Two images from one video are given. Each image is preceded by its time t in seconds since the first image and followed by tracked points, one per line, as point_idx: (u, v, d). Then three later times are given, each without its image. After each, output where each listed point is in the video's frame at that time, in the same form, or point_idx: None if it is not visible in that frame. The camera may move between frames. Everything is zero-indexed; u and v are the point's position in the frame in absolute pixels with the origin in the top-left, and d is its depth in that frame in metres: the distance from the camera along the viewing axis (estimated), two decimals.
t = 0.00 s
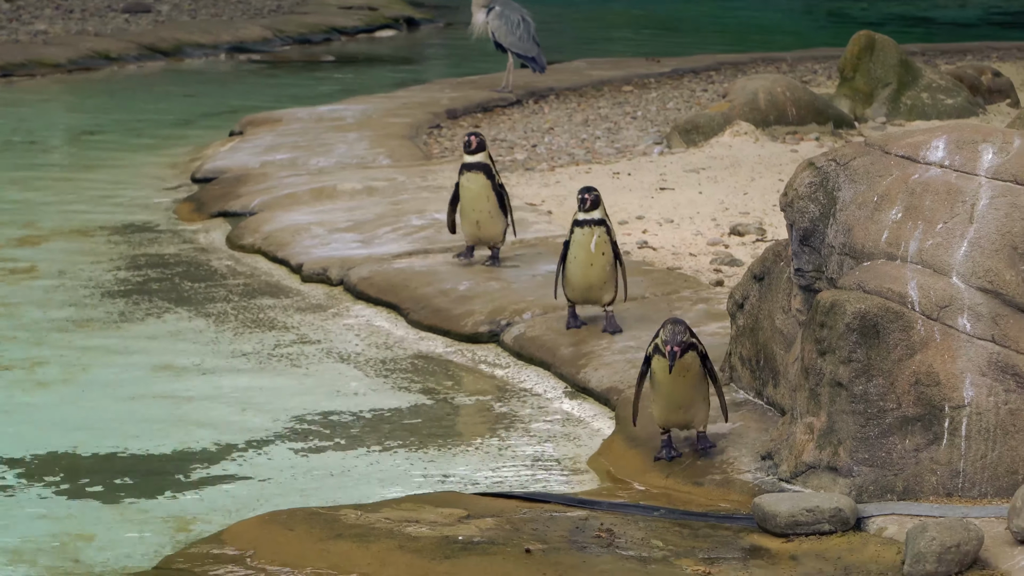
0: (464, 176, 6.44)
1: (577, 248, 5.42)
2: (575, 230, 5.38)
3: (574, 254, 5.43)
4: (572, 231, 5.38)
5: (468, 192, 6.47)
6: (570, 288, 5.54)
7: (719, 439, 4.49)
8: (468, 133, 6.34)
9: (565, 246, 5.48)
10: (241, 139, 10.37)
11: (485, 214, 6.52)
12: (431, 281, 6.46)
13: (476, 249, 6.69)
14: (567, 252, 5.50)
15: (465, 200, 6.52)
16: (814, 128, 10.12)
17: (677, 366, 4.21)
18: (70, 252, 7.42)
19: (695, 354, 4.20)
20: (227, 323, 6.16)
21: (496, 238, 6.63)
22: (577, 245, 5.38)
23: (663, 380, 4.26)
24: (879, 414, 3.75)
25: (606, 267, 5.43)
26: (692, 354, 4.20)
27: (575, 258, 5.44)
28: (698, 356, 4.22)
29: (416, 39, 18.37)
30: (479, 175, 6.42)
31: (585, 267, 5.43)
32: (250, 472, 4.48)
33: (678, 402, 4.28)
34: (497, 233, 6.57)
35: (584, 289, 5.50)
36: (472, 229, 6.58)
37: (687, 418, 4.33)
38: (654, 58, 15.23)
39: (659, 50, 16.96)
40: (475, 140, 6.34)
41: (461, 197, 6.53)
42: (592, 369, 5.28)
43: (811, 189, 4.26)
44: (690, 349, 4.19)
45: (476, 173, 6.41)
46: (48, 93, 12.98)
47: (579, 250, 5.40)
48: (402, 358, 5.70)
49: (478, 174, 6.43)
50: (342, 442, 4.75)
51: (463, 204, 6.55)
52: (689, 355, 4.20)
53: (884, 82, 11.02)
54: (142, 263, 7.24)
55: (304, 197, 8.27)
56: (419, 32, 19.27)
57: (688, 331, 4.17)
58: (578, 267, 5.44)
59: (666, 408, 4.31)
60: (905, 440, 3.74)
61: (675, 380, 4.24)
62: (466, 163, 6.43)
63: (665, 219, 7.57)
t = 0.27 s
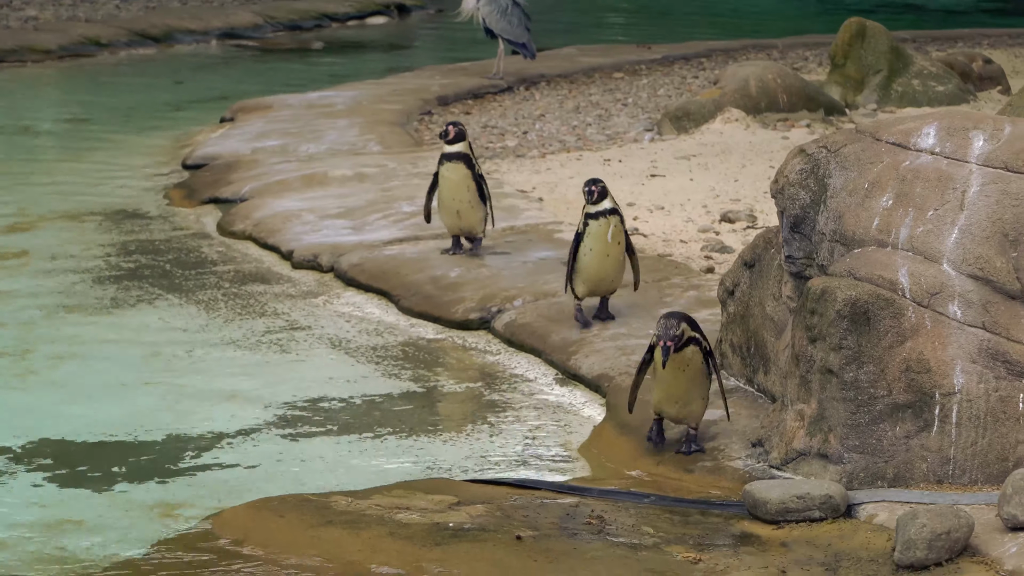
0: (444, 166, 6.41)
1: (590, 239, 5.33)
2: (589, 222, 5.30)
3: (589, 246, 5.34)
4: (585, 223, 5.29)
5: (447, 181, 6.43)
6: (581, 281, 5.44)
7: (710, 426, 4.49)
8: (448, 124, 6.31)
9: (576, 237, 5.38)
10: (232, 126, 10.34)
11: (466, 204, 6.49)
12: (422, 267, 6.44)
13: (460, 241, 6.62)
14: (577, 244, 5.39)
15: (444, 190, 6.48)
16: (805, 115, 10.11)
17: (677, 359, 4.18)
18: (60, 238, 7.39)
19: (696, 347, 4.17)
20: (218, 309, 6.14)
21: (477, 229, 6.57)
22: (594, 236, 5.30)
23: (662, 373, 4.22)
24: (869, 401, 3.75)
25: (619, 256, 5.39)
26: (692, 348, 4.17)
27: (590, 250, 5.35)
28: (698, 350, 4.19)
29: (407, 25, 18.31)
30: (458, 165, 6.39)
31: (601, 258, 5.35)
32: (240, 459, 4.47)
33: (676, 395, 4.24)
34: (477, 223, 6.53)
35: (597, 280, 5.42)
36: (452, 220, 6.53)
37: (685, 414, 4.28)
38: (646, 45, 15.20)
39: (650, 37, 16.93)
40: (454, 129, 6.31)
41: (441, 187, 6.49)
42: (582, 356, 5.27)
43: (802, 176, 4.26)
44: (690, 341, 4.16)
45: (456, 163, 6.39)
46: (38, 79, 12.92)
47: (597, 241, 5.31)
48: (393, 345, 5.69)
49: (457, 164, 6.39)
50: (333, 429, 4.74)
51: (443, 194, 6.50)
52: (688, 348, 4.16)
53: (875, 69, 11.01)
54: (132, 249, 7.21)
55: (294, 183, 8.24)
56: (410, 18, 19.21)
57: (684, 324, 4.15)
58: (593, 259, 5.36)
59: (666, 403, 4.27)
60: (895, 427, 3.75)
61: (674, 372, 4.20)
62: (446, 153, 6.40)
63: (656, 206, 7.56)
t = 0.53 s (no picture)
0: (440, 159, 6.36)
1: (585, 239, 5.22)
2: (584, 222, 5.17)
3: (584, 246, 5.22)
4: (581, 223, 5.17)
5: (443, 173, 6.39)
6: (575, 282, 5.33)
7: (704, 417, 4.49)
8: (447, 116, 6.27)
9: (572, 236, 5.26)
10: (225, 117, 10.32)
11: (460, 197, 6.45)
12: (416, 258, 6.43)
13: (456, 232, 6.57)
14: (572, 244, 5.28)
15: (439, 183, 6.43)
16: (799, 107, 10.11)
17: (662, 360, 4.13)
18: (53, 229, 7.36)
19: (678, 347, 4.15)
20: (212, 300, 6.13)
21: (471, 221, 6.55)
22: (589, 236, 5.18)
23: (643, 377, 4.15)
24: (863, 393, 3.74)
25: (614, 256, 5.28)
26: (675, 348, 4.14)
27: (584, 250, 5.23)
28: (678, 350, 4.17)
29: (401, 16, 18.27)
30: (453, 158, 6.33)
31: (596, 258, 5.24)
32: (234, 450, 4.46)
33: (659, 397, 4.19)
34: (471, 216, 6.50)
35: (592, 281, 5.32)
36: (446, 211, 6.52)
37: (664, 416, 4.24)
38: (640, 36, 15.18)
39: (644, 28, 16.91)
40: (452, 122, 6.27)
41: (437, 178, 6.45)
42: (576, 347, 5.27)
43: (795, 168, 4.26)
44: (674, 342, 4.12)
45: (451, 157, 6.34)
46: (31, 70, 12.88)
47: (591, 241, 5.19)
48: (386, 336, 5.68)
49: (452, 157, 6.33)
50: (326, 420, 4.73)
51: (438, 185, 6.47)
52: (672, 349, 4.13)
53: (868, 60, 11.01)
54: (126, 240, 7.19)
55: (288, 175, 8.22)
56: (404, 10, 19.17)
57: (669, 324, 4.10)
58: (587, 259, 5.25)
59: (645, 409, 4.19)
60: (888, 418, 3.74)
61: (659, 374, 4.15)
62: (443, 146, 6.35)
63: (650, 198, 7.56)
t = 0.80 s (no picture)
0: (425, 148, 6.30)
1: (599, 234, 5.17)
2: (597, 217, 5.13)
3: (596, 241, 5.18)
4: (595, 217, 5.12)
5: (430, 165, 6.33)
6: (587, 274, 5.31)
7: (700, 405, 4.50)
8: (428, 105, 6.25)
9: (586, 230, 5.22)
10: (221, 105, 10.30)
11: (449, 186, 6.38)
12: (412, 247, 6.43)
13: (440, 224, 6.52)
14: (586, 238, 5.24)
15: (427, 173, 6.37)
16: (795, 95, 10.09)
17: (646, 358, 4.05)
18: (49, 217, 7.35)
19: (666, 348, 4.04)
20: (208, 288, 6.12)
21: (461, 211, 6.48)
22: (602, 232, 5.13)
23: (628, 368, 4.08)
24: (859, 380, 3.75)
25: (627, 253, 5.22)
26: (663, 348, 4.04)
27: (597, 245, 5.19)
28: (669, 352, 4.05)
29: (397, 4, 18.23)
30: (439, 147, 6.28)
31: (608, 254, 5.19)
32: (231, 438, 4.46)
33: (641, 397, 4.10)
34: (461, 205, 6.42)
35: (603, 277, 5.27)
36: (434, 203, 6.42)
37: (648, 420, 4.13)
38: (636, 24, 15.15)
39: (640, 16, 16.88)
40: (434, 111, 6.24)
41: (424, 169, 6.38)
42: (572, 335, 5.26)
43: (792, 156, 4.26)
44: (661, 340, 4.03)
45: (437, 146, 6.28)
46: (27, 58, 12.85)
47: (604, 237, 5.15)
48: (383, 324, 5.68)
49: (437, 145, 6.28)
50: (322, 408, 4.73)
51: (425, 177, 6.39)
52: (659, 346, 4.03)
53: (865, 48, 10.99)
54: (122, 228, 7.18)
55: (284, 163, 8.21)
56: None
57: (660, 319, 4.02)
58: (599, 254, 5.21)
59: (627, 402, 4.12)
60: (885, 406, 3.75)
61: (641, 372, 4.06)
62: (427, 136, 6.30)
63: (646, 186, 7.55)
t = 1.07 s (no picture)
0: (434, 134, 6.22)
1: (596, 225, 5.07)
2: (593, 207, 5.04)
3: (592, 232, 5.08)
4: (591, 207, 5.04)
5: (436, 150, 6.25)
6: (585, 266, 5.19)
7: (696, 388, 4.50)
8: (438, 91, 6.14)
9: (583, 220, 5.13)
10: (218, 88, 10.28)
11: (451, 173, 6.32)
12: (409, 230, 6.42)
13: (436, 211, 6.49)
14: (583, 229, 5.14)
15: (433, 159, 6.29)
16: (792, 79, 10.07)
17: (631, 354, 3.93)
18: (46, 201, 7.34)
19: (650, 339, 3.92)
20: (205, 272, 6.11)
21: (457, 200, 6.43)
22: (598, 221, 5.04)
23: (614, 369, 3.95)
24: (856, 363, 3.74)
25: (624, 245, 5.10)
26: (647, 341, 3.92)
27: (592, 236, 5.09)
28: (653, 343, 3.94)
29: None
30: (448, 134, 6.21)
31: (603, 246, 5.08)
32: (227, 421, 4.46)
33: (632, 394, 3.98)
34: (461, 193, 6.37)
35: (600, 268, 5.16)
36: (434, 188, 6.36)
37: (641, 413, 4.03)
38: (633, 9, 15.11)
39: None
40: (446, 98, 6.16)
41: (429, 155, 6.30)
42: (568, 319, 5.26)
43: (788, 139, 4.25)
44: (645, 334, 3.91)
45: (446, 133, 6.21)
46: (23, 41, 12.81)
47: (599, 227, 5.05)
48: (379, 307, 5.67)
49: (446, 132, 6.21)
50: (320, 391, 4.73)
51: (429, 163, 6.31)
52: (643, 340, 3.92)
53: (862, 32, 10.97)
54: (119, 211, 7.17)
55: (280, 146, 8.20)
56: None
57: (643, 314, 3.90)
58: (596, 245, 5.09)
59: (619, 403, 3.99)
60: (882, 389, 3.74)
61: (629, 369, 3.94)
62: (435, 122, 6.22)
63: (642, 170, 7.55)
